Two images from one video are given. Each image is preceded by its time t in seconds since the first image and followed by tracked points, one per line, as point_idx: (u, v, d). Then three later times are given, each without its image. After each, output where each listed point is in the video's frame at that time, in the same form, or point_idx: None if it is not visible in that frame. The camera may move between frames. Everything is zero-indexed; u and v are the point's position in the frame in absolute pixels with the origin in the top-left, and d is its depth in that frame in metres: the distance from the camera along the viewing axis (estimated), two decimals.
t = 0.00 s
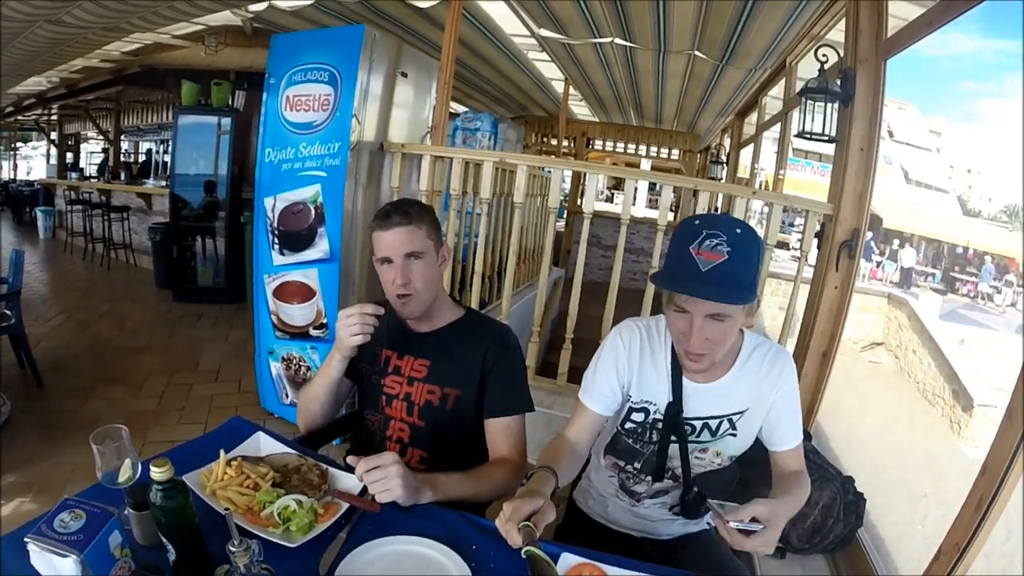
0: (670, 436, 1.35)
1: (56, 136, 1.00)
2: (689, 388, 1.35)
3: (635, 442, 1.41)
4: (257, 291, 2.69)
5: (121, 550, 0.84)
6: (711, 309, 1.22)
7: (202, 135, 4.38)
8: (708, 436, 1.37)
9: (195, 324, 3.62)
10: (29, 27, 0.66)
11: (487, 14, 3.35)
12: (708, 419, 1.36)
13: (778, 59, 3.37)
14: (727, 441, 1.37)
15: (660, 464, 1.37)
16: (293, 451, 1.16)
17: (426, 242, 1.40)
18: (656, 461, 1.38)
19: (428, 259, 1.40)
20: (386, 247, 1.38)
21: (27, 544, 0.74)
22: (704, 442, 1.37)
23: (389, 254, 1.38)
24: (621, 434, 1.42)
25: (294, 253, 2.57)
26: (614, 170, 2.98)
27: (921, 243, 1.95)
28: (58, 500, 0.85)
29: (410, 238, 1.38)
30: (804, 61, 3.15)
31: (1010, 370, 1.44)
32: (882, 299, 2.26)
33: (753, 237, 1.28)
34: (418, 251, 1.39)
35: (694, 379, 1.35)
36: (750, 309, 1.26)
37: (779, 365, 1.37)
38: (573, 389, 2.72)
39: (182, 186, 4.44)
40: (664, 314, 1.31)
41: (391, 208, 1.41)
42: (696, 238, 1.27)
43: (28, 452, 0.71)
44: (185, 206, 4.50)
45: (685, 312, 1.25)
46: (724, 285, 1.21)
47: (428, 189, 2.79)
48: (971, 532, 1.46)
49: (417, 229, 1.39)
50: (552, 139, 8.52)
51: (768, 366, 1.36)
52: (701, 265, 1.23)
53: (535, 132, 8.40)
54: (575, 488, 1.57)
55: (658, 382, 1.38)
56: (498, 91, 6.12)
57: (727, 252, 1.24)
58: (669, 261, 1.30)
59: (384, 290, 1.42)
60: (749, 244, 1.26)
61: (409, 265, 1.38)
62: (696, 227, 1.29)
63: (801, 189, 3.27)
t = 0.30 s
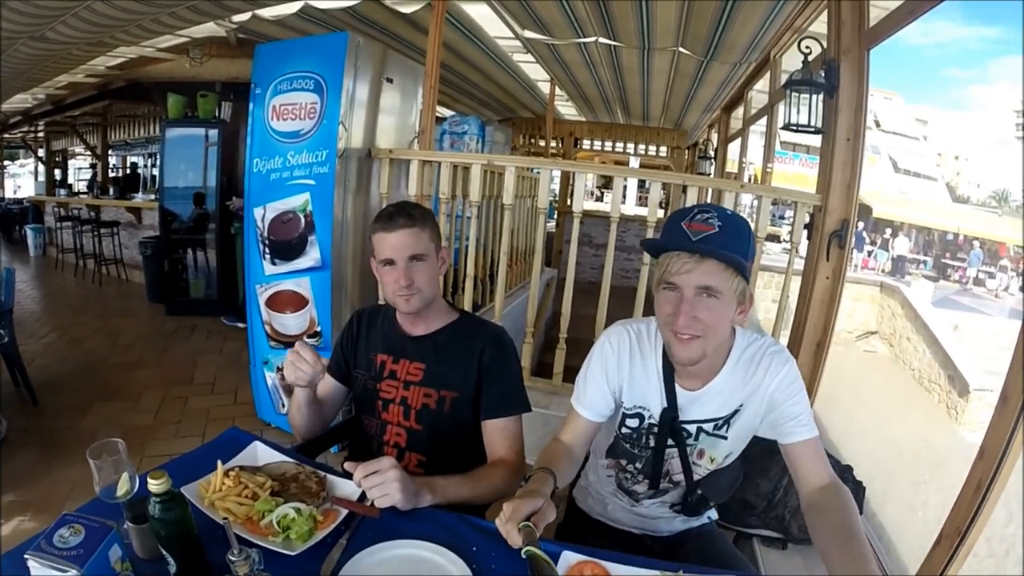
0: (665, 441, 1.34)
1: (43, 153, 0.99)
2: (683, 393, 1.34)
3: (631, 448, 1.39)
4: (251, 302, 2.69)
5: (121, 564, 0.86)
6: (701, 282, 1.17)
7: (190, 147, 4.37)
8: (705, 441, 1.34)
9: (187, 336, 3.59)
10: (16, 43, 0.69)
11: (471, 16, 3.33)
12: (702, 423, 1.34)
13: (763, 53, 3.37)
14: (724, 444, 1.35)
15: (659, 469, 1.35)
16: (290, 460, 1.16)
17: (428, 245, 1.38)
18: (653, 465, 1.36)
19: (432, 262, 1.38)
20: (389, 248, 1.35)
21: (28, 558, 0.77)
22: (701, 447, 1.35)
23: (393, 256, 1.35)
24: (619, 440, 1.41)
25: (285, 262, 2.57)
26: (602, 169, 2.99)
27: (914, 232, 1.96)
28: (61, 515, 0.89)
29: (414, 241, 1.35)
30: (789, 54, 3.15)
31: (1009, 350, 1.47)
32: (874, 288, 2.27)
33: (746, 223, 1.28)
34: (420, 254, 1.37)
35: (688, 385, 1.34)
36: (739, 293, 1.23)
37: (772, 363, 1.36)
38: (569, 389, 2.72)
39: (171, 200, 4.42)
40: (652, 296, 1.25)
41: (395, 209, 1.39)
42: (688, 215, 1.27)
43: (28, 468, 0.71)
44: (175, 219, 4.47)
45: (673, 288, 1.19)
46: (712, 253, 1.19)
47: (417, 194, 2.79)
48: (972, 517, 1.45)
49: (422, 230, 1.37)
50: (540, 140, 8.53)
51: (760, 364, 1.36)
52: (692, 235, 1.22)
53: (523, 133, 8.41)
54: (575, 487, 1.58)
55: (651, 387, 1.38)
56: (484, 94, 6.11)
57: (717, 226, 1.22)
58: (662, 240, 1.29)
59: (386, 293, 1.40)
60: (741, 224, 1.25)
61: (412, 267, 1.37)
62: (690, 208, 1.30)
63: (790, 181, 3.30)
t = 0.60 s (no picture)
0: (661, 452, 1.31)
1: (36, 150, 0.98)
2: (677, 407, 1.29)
3: (628, 454, 1.37)
4: (246, 299, 2.67)
5: (121, 566, 0.85)
6: (672, 292, 1.13)
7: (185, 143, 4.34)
8: (699, 454, 1.31)
9: (183, 333, 3.58)
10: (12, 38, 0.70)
11: (468, 12, 3.32)
12: (697, 437, 1.30)
13: (761, 51, 3.37)
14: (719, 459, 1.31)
15: (655, 478, 1.34)
16: (288, 460, 1.15)
17: (431, 244, 1.39)
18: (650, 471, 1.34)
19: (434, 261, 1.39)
20: (391, 247, 1.35)
21: (26, 565, 0.82)
22: (695, 460, 1.31)
23: (394, 254, 1.36)
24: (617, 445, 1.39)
25: (282, 259, 2.55)
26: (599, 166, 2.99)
27: (908, 231, 2.01)
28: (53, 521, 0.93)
29: (415, 239, 1.36)
30: (787, 52, 3.16)
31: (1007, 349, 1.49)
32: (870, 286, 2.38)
33: (745, 237, 1.19)
34: (423, 252, 1.37)
35: (683, 399, 1.30)
36: (724, 312, 1.16)
37: (771, 377, 1.29)
38: (566, 386, 2.72)
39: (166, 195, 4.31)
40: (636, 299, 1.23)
41: (396, 208, 1.40)
42: (680, 224, 1.21)
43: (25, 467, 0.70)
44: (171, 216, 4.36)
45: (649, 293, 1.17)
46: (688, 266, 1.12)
47: (414, 191, 2.74)
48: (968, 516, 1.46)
49: (423, 229, 1.38)
50: (537, 136, 8.53)
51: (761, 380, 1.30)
52: (674, 243, 1.16)
53: (520, 129, 8.40)
54: (573, 485, 1.57)
55: (645, 399, 1.33)
56: (481, 90, 6.09)
57: (703, 236, 1.15)
58: (656, 250, 1.23)
59: (387, 292, 1.40)
60: (733, 236, 1.16)
61: (414, 267, 1.36)
62: (686, 217, 1.23)
63: (787, 178, 3.31)
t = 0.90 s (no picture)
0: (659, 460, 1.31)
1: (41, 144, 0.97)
2: (676, 417, 1.29)
3: (625, 462, 1.37)
4: (246, 300, 2.67)
5: (118, 554, 0.83)
6: (662, 307, 1.16)
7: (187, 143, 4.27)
8: (697, 465, 1.31)
9: (181, 333, 3.57)
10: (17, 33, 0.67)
11: (474, 22, 3.35)
12: (695, 448, 1.30)
13: (763, 67, 3.41)
14: (717, 469, 1.31)
15: (652, 485, 1.35)
16: (289, 456, 1.15)
17: (436, 246, 1.44)
18: (648, 479, 1.34)
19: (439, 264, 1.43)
20: (397, 248, 1.41)
21: (21, 548, 0.77)
22: (693, 470, 1.31)
23: (401, 256, 1.40)
24: (615, 452, 1.39)
25: (284, 260, 2.56)
26: (600, 176, 3.02)
27: (908, 248, 2.08)
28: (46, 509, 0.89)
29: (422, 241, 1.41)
30: (789, 68, 3.19)
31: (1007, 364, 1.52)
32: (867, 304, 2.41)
33: (746, 256, 1.18)
34: (428, 254, 1.42)
35: (683, 411, 1.30)
36: (715, 329, 1.16)
37: (771, 395, 1.28)
38: (564, 394, 2.72)
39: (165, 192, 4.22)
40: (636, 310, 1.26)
41: (404, 210, 1.44)
42: (681, 238, 1.22)
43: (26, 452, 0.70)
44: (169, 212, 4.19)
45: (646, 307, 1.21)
46: (677, 278, 1.14)
47: (418, 197, 2.77)
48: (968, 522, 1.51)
49: (430, 231, 1.43)
50: (538, 148, 8.60)
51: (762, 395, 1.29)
52: (669, 257, 1.18)
53: (522, 140, 8.46)
54: (571, 490, 1.57)
55: (643, 408, 1.33)
56: (484, 100, 6.13)
57: (697, 251, 1.16)
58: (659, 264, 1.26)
59: (391, 293, 1.42)
60: (729, 252, 1.16)
61: (420, 267, 1.41)
62: (690, 230, 1.25)
63: (786, 194, 3.34)
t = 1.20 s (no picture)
0: (660, 460, 1.32)
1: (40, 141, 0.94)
2: (678, 418, 1.30)
3: (626, 462, 1.37)
4: (245, 297, 2.66)
5: (118, 556, 0.83)
6: (655, 313, 1.16)
7: (188, 139, 4.22)
8: (698, 465, 1.31)
9: (180, 330, 3.57)
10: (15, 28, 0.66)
11: (474, 19, 3.35)
12: (696, 449, 1.30)
13: (764, 64, 3.41)
14: (719, 470, 1.31)
15: (653, 485, 1.35)
16: (288, 455, 1.15)
17: (437, 244, 1.46)
18: (648, 478, 1.34)
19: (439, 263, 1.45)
20: (398, 246, 1.43)
21: (21, 550, 0.77)
22: (694, 470, 1.31)
23: (402, 253, 1.42)
24: (616, 452, 1.39)
25: (283, 257, 2.55)
26: (599, 174, 3.02)
27: (908, 246, 2.08)
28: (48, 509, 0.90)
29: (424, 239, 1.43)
30: (789, 66, 3.19)
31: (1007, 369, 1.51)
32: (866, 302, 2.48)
33: (742, 262, 1.15)
34: (430, 252, 1.44)
35: (685, 412, 1.30)
36: (709, 337, 1.15)
37: (774, 398, 1.28)
38: (564, 392, 2.72)
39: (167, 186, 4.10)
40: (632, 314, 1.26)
41: (405, 207, 1.46)
42: (677, 245, 1.22)
43: (25, 454, 0.70)
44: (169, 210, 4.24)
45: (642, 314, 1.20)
46: (666, 285, 1.14)
47: (417, 193, 2.77)
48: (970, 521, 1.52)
49: (431, 230, 1.45)
50: (538, 144, 8.60)
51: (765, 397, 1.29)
52: (662, 265, 1.19)
53: (522, 136, 8.45)
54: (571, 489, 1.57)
55: (644, 408, 1.33)
56: (484, 96, 6.12)
57: (688, 259, 1.16)
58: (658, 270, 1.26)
59: (393, 292, 1.42)
60: (721, 258, 1.14)
61: (420, 266, 1.42)
62: (688, 236, 1.24)
63: (786, 192, 3.35)
